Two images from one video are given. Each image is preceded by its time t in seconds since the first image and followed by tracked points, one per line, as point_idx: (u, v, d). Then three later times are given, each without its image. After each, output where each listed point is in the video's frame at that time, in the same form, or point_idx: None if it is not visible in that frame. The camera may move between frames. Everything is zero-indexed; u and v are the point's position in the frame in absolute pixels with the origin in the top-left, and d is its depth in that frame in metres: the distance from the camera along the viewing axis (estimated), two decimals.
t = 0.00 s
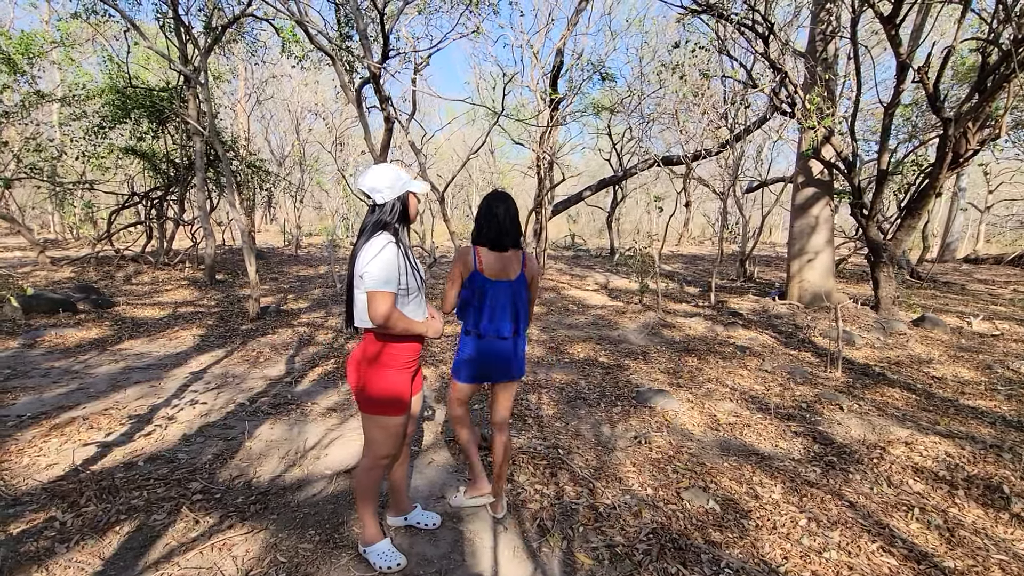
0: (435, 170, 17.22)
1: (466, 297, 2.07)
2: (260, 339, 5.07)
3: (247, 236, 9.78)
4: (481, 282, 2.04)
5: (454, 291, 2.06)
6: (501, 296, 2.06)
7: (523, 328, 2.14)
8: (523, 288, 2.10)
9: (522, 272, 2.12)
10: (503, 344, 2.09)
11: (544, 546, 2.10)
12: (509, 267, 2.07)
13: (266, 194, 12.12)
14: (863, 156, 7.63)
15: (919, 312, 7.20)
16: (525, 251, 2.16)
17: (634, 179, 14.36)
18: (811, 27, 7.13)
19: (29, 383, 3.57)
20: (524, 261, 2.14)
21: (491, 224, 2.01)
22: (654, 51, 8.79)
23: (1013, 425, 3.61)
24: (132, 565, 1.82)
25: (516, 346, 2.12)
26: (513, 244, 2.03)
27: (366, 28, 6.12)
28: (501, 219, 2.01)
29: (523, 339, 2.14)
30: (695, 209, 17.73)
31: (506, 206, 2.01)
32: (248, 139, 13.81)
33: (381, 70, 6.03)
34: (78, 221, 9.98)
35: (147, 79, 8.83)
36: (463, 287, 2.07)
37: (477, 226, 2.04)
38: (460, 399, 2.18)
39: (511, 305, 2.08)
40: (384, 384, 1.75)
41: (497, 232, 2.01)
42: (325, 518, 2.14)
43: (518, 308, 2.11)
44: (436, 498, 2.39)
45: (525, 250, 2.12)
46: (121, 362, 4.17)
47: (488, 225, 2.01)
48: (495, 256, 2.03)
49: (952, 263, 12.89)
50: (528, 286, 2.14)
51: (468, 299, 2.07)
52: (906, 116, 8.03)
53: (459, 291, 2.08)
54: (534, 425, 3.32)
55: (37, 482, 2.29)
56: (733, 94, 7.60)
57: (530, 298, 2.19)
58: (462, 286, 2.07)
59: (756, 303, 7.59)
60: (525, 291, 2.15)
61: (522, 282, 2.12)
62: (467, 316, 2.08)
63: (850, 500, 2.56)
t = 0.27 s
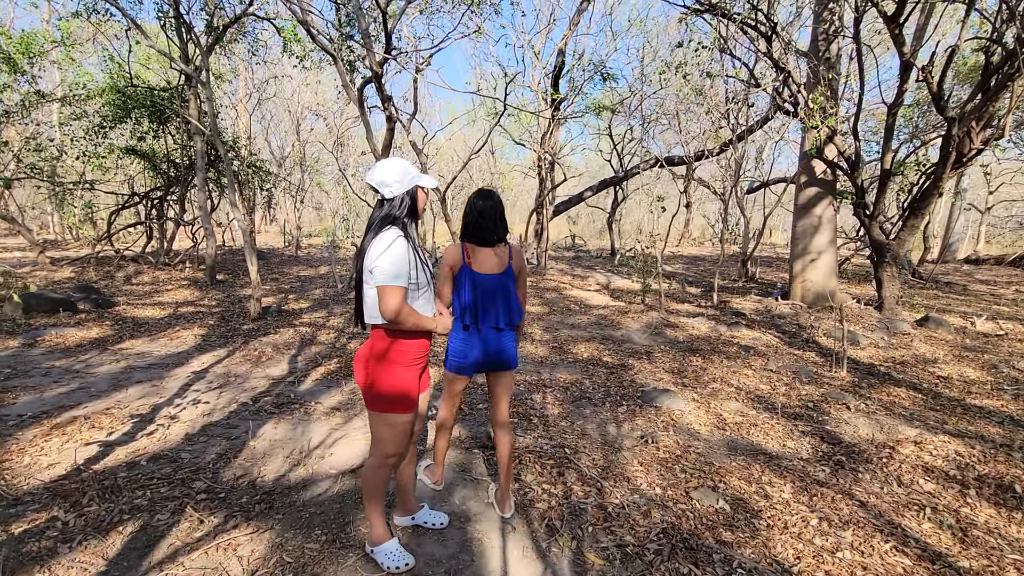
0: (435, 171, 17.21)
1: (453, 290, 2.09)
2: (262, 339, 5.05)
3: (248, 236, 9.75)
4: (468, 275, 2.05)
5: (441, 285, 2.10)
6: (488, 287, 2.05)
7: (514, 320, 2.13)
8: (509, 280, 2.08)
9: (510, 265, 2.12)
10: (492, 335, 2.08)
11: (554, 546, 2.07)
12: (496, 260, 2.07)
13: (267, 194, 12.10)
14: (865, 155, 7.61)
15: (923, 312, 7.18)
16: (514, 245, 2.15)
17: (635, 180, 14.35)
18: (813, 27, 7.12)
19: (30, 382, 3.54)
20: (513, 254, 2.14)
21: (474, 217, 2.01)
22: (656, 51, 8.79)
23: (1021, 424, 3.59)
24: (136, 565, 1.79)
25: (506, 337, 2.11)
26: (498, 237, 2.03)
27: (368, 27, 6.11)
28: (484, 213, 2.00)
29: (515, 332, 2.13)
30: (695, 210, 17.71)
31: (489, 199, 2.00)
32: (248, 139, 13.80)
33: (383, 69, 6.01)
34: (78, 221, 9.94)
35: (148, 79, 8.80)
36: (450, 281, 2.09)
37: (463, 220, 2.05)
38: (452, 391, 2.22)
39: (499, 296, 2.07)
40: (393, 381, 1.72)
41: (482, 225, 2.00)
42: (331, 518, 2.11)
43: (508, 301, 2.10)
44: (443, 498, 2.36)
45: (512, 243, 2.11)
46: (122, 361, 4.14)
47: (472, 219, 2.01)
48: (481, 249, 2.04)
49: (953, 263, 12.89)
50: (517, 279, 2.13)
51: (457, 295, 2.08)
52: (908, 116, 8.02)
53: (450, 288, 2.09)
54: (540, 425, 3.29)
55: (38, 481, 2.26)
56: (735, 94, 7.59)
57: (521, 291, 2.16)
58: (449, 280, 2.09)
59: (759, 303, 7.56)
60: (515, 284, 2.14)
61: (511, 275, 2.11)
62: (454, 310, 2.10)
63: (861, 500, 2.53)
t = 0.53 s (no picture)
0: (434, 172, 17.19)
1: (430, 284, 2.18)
2: (260, 340, 5.00)
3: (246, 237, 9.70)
4: (443, 269, 2.17)
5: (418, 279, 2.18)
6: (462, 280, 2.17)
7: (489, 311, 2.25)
8: (482, 272, 2.19)
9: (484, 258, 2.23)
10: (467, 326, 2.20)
11: (556, 550, 2.03)
12: (470, 254, 2.18)
13: (266, 195, 12.06)
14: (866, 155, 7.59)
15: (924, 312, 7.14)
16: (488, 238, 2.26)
17: (634, 181, 14.32)
18: (814, 27, 7.10)
19: (24, 383, 3.50)
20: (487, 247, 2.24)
21: (449, 213, 2.10)
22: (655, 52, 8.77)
23: None
24: (128, 571, 1.75)
25: (482, 327, 2.22)
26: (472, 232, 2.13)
27: (367, 27, 6.08)
28: (458, 209, 2.09)
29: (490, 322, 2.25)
30: (695, 211, 17.68)
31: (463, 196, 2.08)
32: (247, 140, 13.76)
33: (382, 68, 5.99)
34: (75, 222, 9.89)
35: (146, 79, 8.77)
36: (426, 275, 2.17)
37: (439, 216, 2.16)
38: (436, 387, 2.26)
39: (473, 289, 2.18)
40: (392, 382, 1.68)
41: (455, 221, 2.10)
42: (328, 521, 2.07)
43: (482, 293, 2.21)
44: (442, 500, 2.32)
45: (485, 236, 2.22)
46: (118, 362, 4.09)
47: (446, 215, 2.10)
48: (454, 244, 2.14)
49: (952, 263, 12.88)
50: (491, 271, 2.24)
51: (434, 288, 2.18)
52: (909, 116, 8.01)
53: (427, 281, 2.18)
54: (541, 426, 3.25)
55: (29, 484, 2.21)
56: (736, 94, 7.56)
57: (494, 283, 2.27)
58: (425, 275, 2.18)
59: (760, 304, 7.53)
60: (490, 276, 2.25)
61: (484, 267, 2.22)
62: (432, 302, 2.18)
63: (867, 502, 2.49)
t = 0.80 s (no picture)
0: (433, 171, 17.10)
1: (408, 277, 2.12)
2: (253, 339, 4.91)
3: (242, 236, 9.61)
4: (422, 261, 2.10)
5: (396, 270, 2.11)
6: (445, 274, 2.11)
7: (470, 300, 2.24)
8: (460, 265, 2.14)
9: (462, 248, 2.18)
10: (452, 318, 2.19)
11: (553, 560, 1.95)
12: (449, 244, 2.11)
13: (263, 194, 11.97)
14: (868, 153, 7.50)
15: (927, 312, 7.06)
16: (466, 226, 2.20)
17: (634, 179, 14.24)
18: (816, 23, 7.02)
19: (8, 384, 3.41)
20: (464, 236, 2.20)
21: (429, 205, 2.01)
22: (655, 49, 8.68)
23: None
24: None
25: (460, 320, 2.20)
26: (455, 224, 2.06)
27: (363, 23, 5.99)
28: (438, 200, 2.00)
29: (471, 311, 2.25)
30: (695, 211, 17.60)
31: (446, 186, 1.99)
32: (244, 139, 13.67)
33: (378, 64, 5.89)
34: (70, 221, 9.79)
35: (141, 77, 8.67)
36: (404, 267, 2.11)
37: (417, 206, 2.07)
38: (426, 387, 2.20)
39: (454, 280, 2.14)
40: (380, 384, 1.59)
41: (437, 213, 2.02)
42: (315, 529, 1.98)
43: (460, 286, 2.16)
44: (436, 507, 2.23)
45: (464, 226, 2.16)
46: (106, 363, 4.00)
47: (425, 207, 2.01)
48: (435, 236, 2.07)
49: (953, 263, 12.81)
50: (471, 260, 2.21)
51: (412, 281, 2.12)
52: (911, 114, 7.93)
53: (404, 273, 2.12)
54: (538, 428, 3.17)
55: (5, 491, 2.12)
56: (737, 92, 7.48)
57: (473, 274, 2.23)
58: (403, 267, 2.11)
59: (761, 303, 7.44)
60: (468, 268, 2.20)
61: (463, 258, 2.17)
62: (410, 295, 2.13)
63: (876, 508, 2.41)
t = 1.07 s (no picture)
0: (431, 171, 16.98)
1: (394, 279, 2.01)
2: (244, 342, 4.80)
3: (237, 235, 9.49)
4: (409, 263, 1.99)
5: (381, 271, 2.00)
6: (432, 276, 1.99)
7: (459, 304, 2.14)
8: (450, 269, 2.04)
9: (452, 250, 2.08)
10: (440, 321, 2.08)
11: None
12: (437, 246, 2.01)
13: (259, 193, 11.85)
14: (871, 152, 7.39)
15: (931, 313, 6.96)
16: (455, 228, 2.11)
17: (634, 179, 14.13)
18: (819, 20, 6.91)
19: None
20: (454, 238, 2.10)
21: (419, 204, 1.92)
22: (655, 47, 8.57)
23: None
24: None
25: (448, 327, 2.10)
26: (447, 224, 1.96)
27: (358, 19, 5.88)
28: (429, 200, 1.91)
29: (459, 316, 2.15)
30: (695, 210, 17.50)
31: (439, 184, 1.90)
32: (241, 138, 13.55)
33: (373, 61, 5.78)
34: (62, 221, 9.67)
35: (134, 74, 8.56)
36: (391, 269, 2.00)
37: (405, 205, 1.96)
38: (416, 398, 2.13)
39: (442, 284, 2.03)
40: (363, 397, 1.48)
41: (425, 212, 1.91)
42: (295, 549, 1.87)
43: (448, 291, 2.07)
44: (425, 523, 2.11)
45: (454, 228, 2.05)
46: (91, 367, 3.89)
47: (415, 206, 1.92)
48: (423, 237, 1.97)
49: (955, 263, 12.72)
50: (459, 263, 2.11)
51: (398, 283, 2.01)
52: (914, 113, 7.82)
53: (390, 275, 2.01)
54: (535, 436, 3.05)
55: None
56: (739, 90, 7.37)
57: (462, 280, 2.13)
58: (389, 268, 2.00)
59: (762, 305, 7.34)
60: (457, 273, 2.10)
61: (452, 262, 2.07)
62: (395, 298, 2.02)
63: (888, 522, 2.30)
